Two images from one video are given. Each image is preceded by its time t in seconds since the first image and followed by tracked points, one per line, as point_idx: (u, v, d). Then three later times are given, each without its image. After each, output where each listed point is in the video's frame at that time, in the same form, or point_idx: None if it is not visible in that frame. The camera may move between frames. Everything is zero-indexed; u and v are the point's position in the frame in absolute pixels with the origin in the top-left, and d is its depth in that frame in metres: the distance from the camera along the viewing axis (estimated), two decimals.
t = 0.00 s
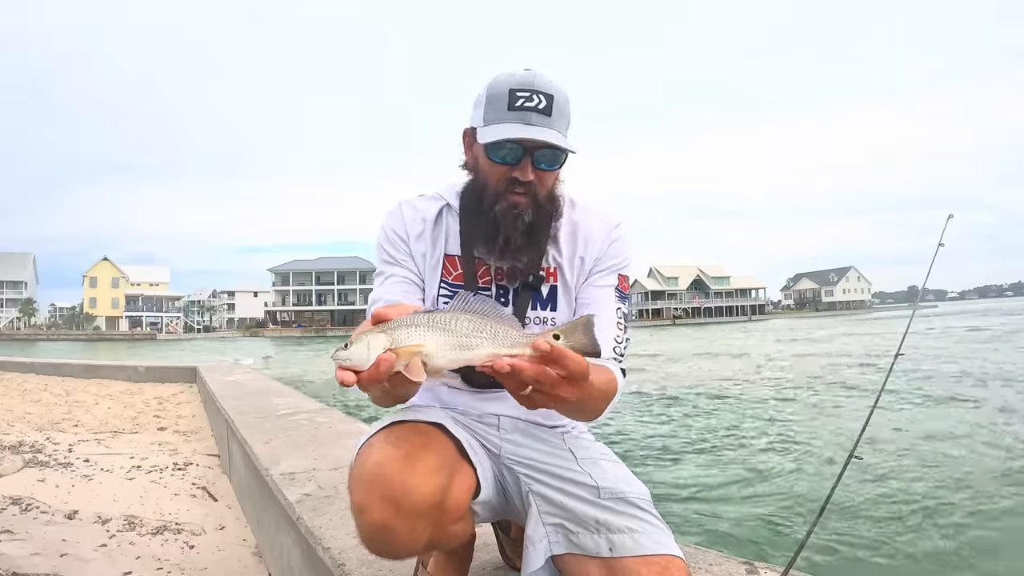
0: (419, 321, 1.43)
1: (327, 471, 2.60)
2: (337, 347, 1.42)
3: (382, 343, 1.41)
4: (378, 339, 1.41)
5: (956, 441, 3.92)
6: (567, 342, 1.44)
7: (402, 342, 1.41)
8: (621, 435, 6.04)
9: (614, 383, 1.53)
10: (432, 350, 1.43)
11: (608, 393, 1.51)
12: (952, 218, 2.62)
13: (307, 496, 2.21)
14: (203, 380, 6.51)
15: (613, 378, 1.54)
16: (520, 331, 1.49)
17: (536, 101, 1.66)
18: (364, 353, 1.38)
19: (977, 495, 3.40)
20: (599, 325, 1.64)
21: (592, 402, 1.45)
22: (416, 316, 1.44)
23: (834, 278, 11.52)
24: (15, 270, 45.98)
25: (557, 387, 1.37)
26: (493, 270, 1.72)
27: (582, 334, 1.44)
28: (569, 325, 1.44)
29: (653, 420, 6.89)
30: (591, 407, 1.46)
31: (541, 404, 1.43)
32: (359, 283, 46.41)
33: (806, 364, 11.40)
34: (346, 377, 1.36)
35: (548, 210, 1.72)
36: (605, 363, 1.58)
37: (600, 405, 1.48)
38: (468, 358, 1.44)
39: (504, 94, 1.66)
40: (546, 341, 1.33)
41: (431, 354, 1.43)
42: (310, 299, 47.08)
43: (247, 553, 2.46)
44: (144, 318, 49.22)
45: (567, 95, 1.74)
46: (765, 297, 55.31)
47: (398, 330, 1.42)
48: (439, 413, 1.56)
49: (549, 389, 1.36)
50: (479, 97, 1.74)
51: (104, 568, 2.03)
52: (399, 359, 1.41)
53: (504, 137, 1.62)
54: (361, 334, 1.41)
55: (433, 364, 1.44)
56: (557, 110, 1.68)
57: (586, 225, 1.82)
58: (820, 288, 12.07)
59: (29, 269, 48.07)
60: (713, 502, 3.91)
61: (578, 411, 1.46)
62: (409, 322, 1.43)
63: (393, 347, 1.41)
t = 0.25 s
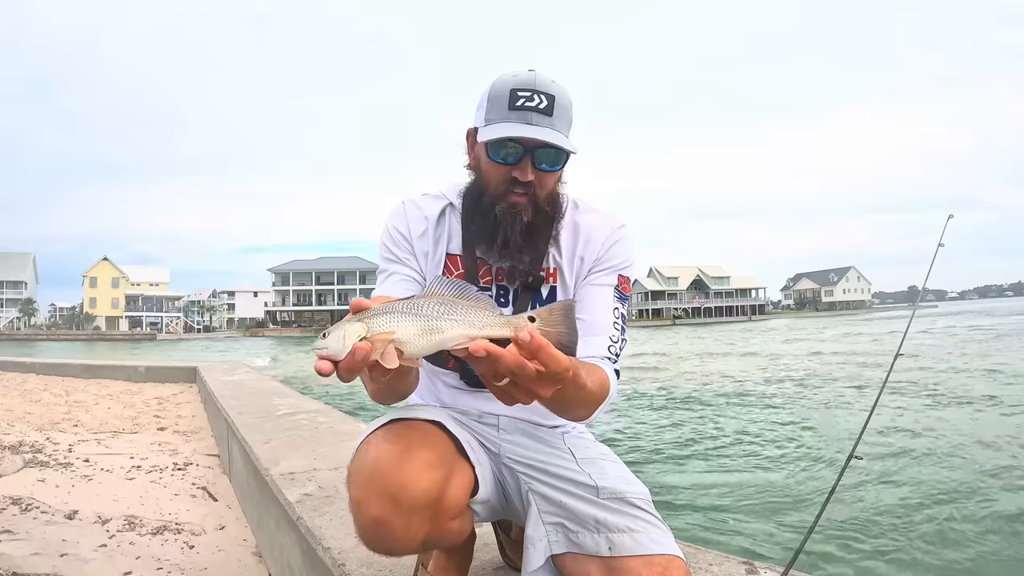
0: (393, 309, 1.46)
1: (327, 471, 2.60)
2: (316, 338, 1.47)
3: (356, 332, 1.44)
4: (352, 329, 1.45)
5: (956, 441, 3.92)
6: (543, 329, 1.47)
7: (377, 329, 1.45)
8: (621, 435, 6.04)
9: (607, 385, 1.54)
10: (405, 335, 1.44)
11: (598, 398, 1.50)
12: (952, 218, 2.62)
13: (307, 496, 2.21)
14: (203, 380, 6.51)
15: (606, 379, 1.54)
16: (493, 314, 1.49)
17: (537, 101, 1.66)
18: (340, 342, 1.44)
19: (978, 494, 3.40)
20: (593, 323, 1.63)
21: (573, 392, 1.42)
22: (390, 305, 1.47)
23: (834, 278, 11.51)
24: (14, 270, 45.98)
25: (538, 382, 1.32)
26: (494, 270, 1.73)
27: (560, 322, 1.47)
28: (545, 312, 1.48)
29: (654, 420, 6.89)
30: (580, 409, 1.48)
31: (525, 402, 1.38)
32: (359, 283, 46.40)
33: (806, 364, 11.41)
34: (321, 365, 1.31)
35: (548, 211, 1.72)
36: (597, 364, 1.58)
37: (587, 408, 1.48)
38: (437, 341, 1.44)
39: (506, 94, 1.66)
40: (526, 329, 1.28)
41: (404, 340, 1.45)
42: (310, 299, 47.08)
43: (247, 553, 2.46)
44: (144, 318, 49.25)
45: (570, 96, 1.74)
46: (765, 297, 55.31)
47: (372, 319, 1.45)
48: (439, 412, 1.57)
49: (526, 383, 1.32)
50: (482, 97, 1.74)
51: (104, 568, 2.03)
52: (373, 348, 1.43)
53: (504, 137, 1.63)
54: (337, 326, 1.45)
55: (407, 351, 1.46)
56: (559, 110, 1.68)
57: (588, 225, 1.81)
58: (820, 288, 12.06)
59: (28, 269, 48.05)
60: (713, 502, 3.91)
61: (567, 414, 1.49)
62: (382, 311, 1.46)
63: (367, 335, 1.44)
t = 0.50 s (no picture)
0: (378, 298, 1.48)
1: (327, 471, 2.60)
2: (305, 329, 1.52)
3: (342, 321, 1.48)
4: (338, 319, 1.48)
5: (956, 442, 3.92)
6: (530, 313, 1.50)
7: (362, 318, 1.47)
8: (620, 435, 6.04)
9: (606, 382, 1.53)
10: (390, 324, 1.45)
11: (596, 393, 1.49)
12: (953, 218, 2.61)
13: (307, 496, 2.21)
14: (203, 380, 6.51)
15: (605, 377, 1.54)
16: (479, 300, 1.51)
17: (534, 98, 1.66)
18: (327, 331, 1.48)
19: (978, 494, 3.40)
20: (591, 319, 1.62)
21: (564, 383, 1.41)
22: (375, 295, 1.49)
23: (834, 277, 11.50)
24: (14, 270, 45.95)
25: (527, 371, 1.32)
26: (494, 270, 1.74)
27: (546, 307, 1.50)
28: (531, 294, 1.51)
29: (654, 420, 6.89)
30: (578, 405, 1.47)
31: (516, 392, 1.38)
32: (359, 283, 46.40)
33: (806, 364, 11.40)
34: (309, 355, 1.33)
35: (548, 209, 1.71)
36: (596, 360, 1.57)
37: (582, 403, 1.47)
38: (420, 330, 1.44)
39: (503, 92, 1.66)
40: (512, 315, 1.28)
41: (388, 330, 1.45)
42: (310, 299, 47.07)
43: (247, 553, 2.46)
44: (144, 318, 49.25)
45: (568, 93, 1.73)
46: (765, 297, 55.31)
47: (358, 309, 1.49)
48: (439, 412, 1.57)
49: (516, 371, 1.31)
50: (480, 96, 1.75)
51: (104, 568, 2.03)
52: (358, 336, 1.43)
53: (501, 134, 1.64)
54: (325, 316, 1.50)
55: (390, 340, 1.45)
56: (556, 107, 1.67)
57: (589, 224, 1.80)
58: (819, 288, 12.06)
59: (28, 269, 48.04)
60: (713, 502, 3.91)
61: (565, 410, 1.48)
62: (368, 300, 1.49)
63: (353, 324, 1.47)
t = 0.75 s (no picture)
0: (378, 300, 1.48)
1: (327, 471, 2.60)
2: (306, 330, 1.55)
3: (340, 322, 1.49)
4: (338, 320, 1.51)
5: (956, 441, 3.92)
6: (528, 311, 1.50)
7: (362, 320, 1.48)
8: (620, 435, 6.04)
9: (605, 382, 1.53)
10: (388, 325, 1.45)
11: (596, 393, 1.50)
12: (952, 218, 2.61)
13: (307, 496, 2.21)
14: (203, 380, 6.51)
15: (605, 377, 1.54)
16: (475, 300, 1.50)
17: (531, 95, 1.66)
18: (327, 332, 1.52)
19: (978, 494, 3.40)
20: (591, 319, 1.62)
21: (563, 383, 1.40)
22: (374, 296, 1.50)
23: (834, 277, 11.50)
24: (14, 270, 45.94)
25: (524, 371, 1.31)
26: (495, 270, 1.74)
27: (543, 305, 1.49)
28: (528, 293, 1.50)
29: (654, 420, 6.89)
30: (579, 406, 1.48)
31: (514, 393, 1.38)
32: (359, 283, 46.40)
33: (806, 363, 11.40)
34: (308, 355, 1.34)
35: (547, 208, 1.72)
36: (596, 360, 1.57)
37: (581, 402, 1.47)
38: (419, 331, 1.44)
39: (499, 90, 1.66)
40: (509, 315, 1.26)
41: (386, 331, 1.45)
42: (310, 299, 47.06)
43: (247, 553, 2.46)
44: (144, 318, 49.27)
45: (565, 91, 1.73)
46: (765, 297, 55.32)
47: (356, 310, 1.50)
48: (439, 412, 1.57)
49: (514, 370, 1.31)
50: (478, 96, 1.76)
51: (104, 568, 2.03)
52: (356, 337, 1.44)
53: (498, 132, 1.65)
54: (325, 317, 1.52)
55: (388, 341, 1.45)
56: (553, 105, 1.67)
57: (588, 224, 1.81)
58: (819, 288, 12.05)
59: (28, 269, 48.03)
60: (713, 502, 3.91)
61: (566, 411, 1.49)
62: (366, 302, 1.50)
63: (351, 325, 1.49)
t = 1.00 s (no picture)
0: (384, 301, 1.48)
1: (327, 471, 2.60)
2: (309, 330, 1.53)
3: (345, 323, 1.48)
4: (342, 320, 1.49)
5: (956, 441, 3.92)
6: (537, 316, 1.50)
7: (367, 321, 1.47)
8: (620, 435, 6.04)
9: (609, 384, 1.53)
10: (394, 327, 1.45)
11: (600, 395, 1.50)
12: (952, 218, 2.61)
13: (307, 496, 2.21)
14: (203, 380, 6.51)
15: (608, 378, 1.54)
16: (485, 304, 1.50)
17: (524, 95, 1.67)
18: (331, 332, 1.50)
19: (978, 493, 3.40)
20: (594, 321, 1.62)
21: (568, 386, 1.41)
22: (380, 298, 1.49)
23: (834, 277, 11.51)
24: (14, 270, 45.94)
25: (531, 375, 1.32)
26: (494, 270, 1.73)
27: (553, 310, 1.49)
28: (536, 297, 1.50)
29: (654, 419, 6.89)
30: (582, 407, 1.48)
31: (521, 397, 1.37)
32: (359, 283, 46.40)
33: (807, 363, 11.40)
34: (312, 355, 1.34)
35: (542, 207, 1.72)
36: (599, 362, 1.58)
37: (584, 404, 1.47)
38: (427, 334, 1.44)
39: (493, 91, 1.67)
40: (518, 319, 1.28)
41: (393, 332, 1.45)
42: (310, 299, 47.07)
43: (247, 553, 2.46)
44: (144, 318, 49.29)
45: (560, 89, 1.73)
46: (765, 297, 55.33)
47: (362, 311, 1.48)
48: (440, 412, 1.56)
49: (520, 375, 1.31)
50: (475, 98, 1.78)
51: (104, 568, 2.03)
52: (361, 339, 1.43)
53: (492, 132, 1.65)
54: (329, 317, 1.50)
55: (395, 343, 1.45)
56: (547, 104, 1.68)
57: (588, 224, 1.80)
58: (820, 288, 12.13)
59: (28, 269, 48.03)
60: (713, 502, 3.90)
61: (569, 412, 1.49)
62: (372, 303, 1.49)
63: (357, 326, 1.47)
